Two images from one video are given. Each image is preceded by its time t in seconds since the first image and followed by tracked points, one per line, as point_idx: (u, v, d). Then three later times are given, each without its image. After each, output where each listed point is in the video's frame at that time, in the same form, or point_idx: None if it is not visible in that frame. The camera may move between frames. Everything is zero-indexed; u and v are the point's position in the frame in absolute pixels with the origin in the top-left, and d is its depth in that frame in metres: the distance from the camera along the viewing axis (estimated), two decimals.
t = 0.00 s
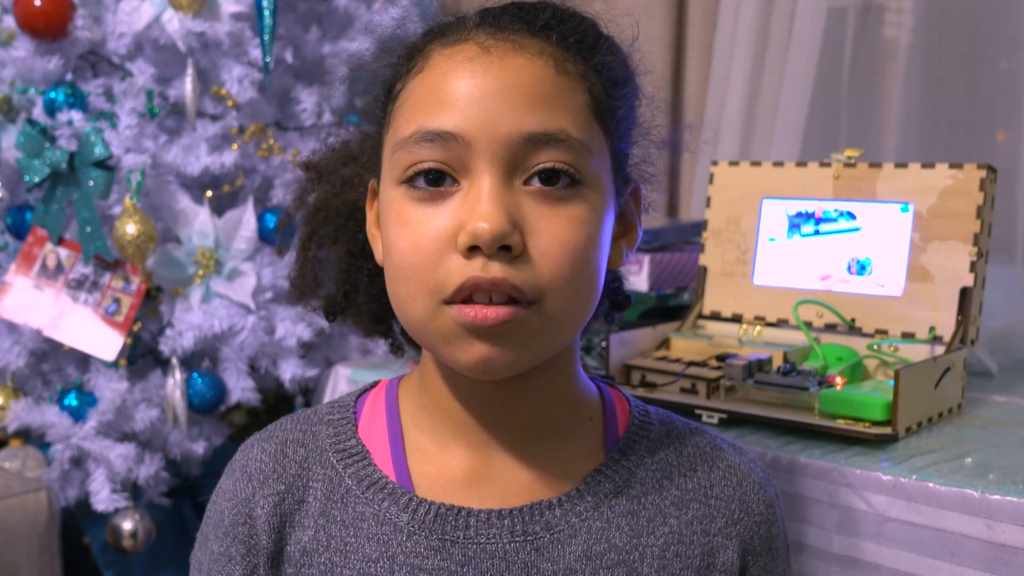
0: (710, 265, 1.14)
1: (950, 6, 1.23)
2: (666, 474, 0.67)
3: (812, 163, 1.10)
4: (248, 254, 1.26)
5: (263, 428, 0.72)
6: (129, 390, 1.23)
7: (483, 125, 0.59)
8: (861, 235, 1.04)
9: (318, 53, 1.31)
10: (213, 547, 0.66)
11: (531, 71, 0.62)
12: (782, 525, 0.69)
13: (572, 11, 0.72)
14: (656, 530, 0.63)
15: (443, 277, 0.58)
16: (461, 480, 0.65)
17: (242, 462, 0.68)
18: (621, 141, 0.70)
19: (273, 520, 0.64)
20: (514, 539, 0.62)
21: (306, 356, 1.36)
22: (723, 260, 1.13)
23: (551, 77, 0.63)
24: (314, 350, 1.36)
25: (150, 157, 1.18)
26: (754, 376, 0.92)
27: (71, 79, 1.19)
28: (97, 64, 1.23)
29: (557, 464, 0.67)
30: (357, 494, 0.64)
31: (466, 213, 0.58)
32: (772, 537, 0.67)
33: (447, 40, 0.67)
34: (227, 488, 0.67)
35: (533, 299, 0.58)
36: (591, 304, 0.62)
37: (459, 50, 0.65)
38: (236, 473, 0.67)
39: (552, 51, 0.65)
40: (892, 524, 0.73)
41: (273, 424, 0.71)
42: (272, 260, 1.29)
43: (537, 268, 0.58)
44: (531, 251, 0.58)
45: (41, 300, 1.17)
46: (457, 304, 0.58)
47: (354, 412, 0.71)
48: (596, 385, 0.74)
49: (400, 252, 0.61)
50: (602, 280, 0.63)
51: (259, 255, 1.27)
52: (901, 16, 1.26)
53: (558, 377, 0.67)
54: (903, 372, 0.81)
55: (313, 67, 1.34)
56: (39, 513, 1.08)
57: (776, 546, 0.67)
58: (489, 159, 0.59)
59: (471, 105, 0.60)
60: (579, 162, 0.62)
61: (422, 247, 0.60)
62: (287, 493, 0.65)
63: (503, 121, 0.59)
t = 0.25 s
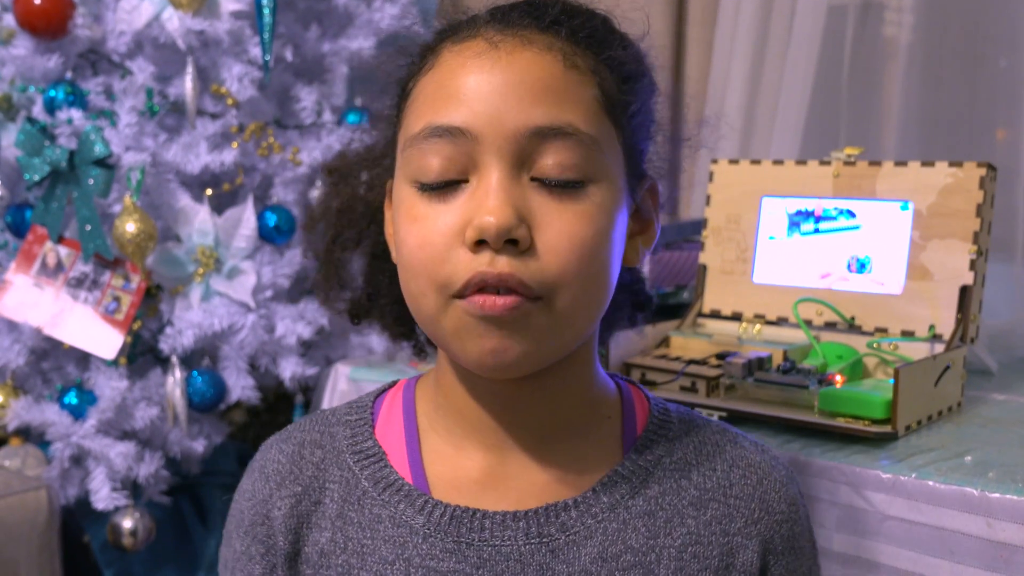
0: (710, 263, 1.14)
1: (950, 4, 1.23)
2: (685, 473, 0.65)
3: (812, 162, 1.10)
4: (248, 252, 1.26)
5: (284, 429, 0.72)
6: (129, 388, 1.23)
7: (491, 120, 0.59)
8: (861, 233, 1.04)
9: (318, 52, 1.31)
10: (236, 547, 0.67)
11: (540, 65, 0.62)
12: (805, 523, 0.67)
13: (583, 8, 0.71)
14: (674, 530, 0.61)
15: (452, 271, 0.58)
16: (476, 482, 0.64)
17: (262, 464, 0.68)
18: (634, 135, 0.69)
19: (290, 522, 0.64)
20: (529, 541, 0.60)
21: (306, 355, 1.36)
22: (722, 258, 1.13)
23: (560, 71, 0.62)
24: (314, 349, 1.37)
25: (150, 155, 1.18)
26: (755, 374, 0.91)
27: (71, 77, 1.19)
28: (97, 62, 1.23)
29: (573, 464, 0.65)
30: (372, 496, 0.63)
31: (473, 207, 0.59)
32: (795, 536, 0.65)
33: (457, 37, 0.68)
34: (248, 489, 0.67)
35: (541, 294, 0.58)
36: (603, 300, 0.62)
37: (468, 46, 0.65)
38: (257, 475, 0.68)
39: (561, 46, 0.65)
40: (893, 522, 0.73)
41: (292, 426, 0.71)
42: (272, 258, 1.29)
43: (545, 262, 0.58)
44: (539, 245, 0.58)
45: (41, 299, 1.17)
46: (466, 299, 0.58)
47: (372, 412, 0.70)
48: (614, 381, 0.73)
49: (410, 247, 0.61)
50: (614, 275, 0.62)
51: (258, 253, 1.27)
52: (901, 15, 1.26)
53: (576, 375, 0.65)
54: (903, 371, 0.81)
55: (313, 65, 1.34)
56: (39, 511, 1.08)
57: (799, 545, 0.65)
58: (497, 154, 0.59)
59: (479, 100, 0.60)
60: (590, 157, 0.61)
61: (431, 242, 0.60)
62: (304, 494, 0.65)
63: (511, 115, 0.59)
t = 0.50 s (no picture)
0: (710, 263, 1.13)
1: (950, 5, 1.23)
2: (716, 474, 0.63)
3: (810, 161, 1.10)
4: (247, 252, 1.26)
5: (318, 437, 0.72)
6: (127, 388, 1.23)
7: (498, 127, 0.59)
8: (860, 233, 1.04)
9: (317, 51, 1.31)
10: (274, 553, 0.67)
11: (549, 71, 0.61)
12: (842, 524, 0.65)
13: (599, 7, 0.70)
14: (704, 532, 0.60)
15: (462, 280, 0.58)
16: (506, 486, 0.63)
17: (297, 472, 0.68)
18: (655, 138, 0.66)
19: (324, 527, 0.64)
20: (558, 544, 0.59)
21: (305, 354, 1.38)
22: (722, 258, 1.13)
23: (570, 76, 0.61)
24: (314, 348, 1.38)
25: (149, 154, 1.18)
26: (754, 373, 0.91)
27: (70, 76, 1.19)
28: (96, 61, 1.23)
29: (602, 467, 0.64)
30: (404, 500, 0.63)
31: (481, 216, 0.58)
32: (829, 539, 0.64)
33: (470, 44, 0.67)
34: (284, 497, 0.67)
35: (551, 302, 0.57)
36: (617, 306, 0.60)
37: (480, 53, 0.65)
38: (291, 482, 0.68)
39: (572, 49, 0.64)
40: (893, 521, 0.73)
41: (326, 433, 0.71)
42: (271, 257, 1.29)
43: (553, 270, 0.57)
44: (547, 252, 0.57)
45: (40, 298, 1.17)
46: (477, 308, 0.58)
47: (403, 417, 0.70)
48: (644, 381, 0.72)
49: (425, 256, 0.62)
50: (628, 281, 0.61)
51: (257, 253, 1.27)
52: (900, 14, 1.26)
53: (604, 375, 0.64)
54: (903, 370, 0.81)
55: (312, 64, 1.34)
56: (38, 511, 1.07)
57: (832, 549, 0.63)
58: (505, 162, 0.59)
59: (488, 108, 0.60)
60: (601, 162, 0.60)
61: (444, 251, 0.60)
62: (337, 501, 0.65)
63: (518, 122, 0.59)
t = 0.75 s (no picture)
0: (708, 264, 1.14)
1: (948, 5, 1.23)
2: (722, 474, 0.63)
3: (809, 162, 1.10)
4: (245, 253, 1.26)
5: (332, 433, 0.73)
6: (126, 389, 1.23)
7: (503, 123, 0.59)
8: (858, 234, 1.04)
9: (315, 52, 1.31)
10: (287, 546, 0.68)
11: (555, 66, 0.61)
12: (854, 526, 0.63)
13: (608, 4, 0.70)
14: (708, 533, 0.60)
15: (465, 277, 0.58)
16: (512, 484, 0.63)
17: (310, 466, 0.69)
18: (666, 135, 0.66)
19: (332, 521, 0.65)
20: (560, 542, 0.59)
21: (303, 355, 1.37)
22: (720, 260, 1.13)
23: (576, 72, 0.61)
24: (312, 348, 1.38)
25: (147, 156, 1.17)
26: (752, 375, 0.92)
27: (68, 77, 1.19)
28: (94, 62, 1.23)
29: (609, 465, 0.64)
30: (411, 496, 0.63)
31: (485, 212, 0.58)
32: (840, 542, 0.62)
33: (478, 42, 0.67)
34: (297, 490, 0.69)
35: (553, 299, 0.57)
36: (623, 303, 0.60)
37: (487, 50, 0.65)
38: (304, 476, 0.69)
39: (579, 45, 0.63)
40: (891, 522, 0.73)
41: (340, 429, 0.72)
42: (269, 258, 1.29)
43: (556, 266, 0.57)
44: (550, 249, 0.57)
45: (39, 299, 1.17)
46: (481, 305, 0.58)
47: (415, 415, 0.70)
48: (655, 379, 0.72)
49: (430, 253, 0.62)
50: (635, 279, 0.61)
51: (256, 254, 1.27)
52: (898, 15, 1.26)
53: (613, 374, 0.64)
54: (901, 371, 0.81)
55: (310, 65, 1.34)
56: (35, 511, 1.07)
57: (845, 552, 0.62)
58: (509, 158, 0.59)
59: (493, 104, 0.60)
60: (607, 157, 0.60)
61: (448, 248, 0.60)
62: (345, 495, 0.65)
63: (522, 119, 0.59)
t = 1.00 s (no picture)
0: (707, 267, 1.14)
1: (946, 8, 1.24)
2: (713, 477, 0.63)
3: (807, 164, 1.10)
4: (244, 255, 1.26)
5: (323, 430, 0.73)
6: (123, 391, 1.23)
7: (491, 135, 0.59)
8: (856, 236, 1.04)
9: (313, 54, 1.31)
10: (275, 540, 0.68)
11: (544, 77, 0.61)
12: (845, 533, 0.63)
13: (600, 10, 0.69)
14: (698, 535, 0.59)
15: (454, 288, 0.58)
16: (502, 484, 0.63)
17: (300, 462, 0.69)
18: (658, 143, 0.66)
19: (321, 517, 0.65)
20: (549, 541, 0.59)
21: (302, 357, 1.38)
22: (718, 262, 1.13)
23: (565, 82, 0.61)
24: (311, 351, 1.38)
25: (145, 158, 1.18)
26: (750, 377, 0.91)
27: (67, 79, 1.19)
28: (92, 65, 1.23)
29: (599, 468, 0.63)
30: (401, 493, 0.63)
31: (474, 224, 0.59)
32: (831, 547, 0.62)
33: (469, 49, 0.67)
34: (286, 485, 0.69)
35: (541, 310, 0.57)
36: (612, 313, 0.60)
37: (477, 58, 0.65)
38: (294, 471, 0.69)
39: (569, 54, 0.63)
40: (889, 524, 0.73)
41: (332, 425, 0.72)
42: (267, 261, 1.29)
43: (543, 279, 0.57)
44: (538, 261, 0.57)
45: (36, 302, 1.16)
46: (469, 317, 0.58)
47: (408, 413, 0.70)
48: (649, 384, 0.71)
49: (420, 262, 0.62)
50: (625, 289, 0.61)
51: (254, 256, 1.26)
52: (896, 17, 1.26)
53: (606, 375, 0.64)
54: (898, 373, 0.81)
55: (308, 67, 1.34)
56: (33, 514, 1.07)
57: (836, 557, 0.61)
58: (497, 170, 0.59)
59: (481, 115, 0.60)
60: (596, 168, 0.60)
61: (438, 259, 0.60)
62: (335, 491, 0.65)
63: (510, 130, 0.59)
